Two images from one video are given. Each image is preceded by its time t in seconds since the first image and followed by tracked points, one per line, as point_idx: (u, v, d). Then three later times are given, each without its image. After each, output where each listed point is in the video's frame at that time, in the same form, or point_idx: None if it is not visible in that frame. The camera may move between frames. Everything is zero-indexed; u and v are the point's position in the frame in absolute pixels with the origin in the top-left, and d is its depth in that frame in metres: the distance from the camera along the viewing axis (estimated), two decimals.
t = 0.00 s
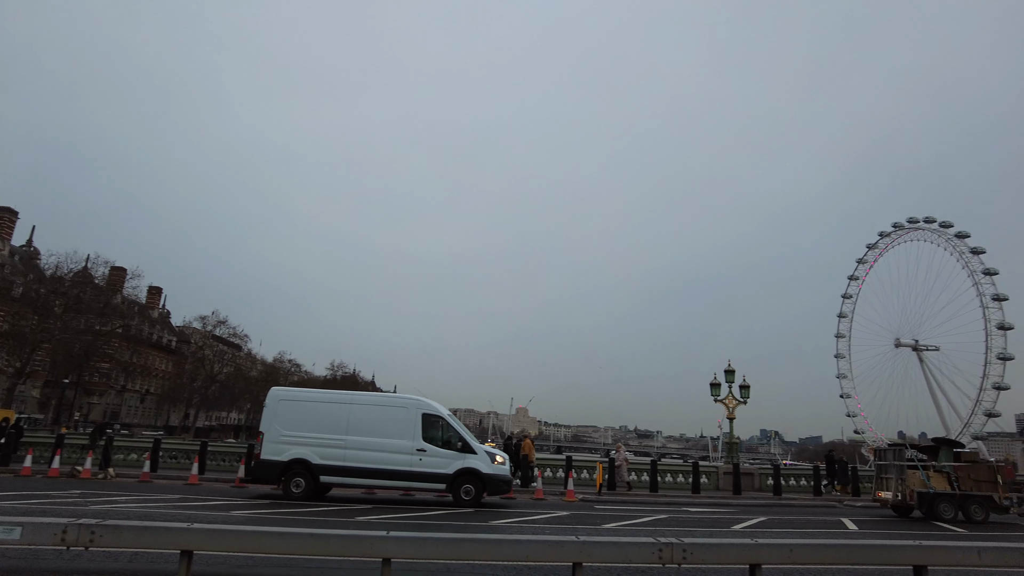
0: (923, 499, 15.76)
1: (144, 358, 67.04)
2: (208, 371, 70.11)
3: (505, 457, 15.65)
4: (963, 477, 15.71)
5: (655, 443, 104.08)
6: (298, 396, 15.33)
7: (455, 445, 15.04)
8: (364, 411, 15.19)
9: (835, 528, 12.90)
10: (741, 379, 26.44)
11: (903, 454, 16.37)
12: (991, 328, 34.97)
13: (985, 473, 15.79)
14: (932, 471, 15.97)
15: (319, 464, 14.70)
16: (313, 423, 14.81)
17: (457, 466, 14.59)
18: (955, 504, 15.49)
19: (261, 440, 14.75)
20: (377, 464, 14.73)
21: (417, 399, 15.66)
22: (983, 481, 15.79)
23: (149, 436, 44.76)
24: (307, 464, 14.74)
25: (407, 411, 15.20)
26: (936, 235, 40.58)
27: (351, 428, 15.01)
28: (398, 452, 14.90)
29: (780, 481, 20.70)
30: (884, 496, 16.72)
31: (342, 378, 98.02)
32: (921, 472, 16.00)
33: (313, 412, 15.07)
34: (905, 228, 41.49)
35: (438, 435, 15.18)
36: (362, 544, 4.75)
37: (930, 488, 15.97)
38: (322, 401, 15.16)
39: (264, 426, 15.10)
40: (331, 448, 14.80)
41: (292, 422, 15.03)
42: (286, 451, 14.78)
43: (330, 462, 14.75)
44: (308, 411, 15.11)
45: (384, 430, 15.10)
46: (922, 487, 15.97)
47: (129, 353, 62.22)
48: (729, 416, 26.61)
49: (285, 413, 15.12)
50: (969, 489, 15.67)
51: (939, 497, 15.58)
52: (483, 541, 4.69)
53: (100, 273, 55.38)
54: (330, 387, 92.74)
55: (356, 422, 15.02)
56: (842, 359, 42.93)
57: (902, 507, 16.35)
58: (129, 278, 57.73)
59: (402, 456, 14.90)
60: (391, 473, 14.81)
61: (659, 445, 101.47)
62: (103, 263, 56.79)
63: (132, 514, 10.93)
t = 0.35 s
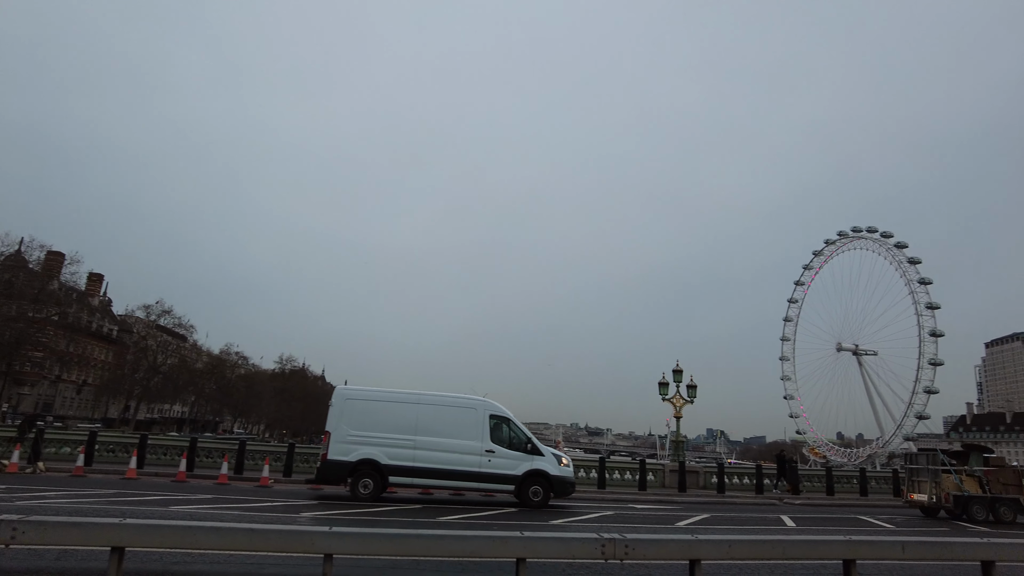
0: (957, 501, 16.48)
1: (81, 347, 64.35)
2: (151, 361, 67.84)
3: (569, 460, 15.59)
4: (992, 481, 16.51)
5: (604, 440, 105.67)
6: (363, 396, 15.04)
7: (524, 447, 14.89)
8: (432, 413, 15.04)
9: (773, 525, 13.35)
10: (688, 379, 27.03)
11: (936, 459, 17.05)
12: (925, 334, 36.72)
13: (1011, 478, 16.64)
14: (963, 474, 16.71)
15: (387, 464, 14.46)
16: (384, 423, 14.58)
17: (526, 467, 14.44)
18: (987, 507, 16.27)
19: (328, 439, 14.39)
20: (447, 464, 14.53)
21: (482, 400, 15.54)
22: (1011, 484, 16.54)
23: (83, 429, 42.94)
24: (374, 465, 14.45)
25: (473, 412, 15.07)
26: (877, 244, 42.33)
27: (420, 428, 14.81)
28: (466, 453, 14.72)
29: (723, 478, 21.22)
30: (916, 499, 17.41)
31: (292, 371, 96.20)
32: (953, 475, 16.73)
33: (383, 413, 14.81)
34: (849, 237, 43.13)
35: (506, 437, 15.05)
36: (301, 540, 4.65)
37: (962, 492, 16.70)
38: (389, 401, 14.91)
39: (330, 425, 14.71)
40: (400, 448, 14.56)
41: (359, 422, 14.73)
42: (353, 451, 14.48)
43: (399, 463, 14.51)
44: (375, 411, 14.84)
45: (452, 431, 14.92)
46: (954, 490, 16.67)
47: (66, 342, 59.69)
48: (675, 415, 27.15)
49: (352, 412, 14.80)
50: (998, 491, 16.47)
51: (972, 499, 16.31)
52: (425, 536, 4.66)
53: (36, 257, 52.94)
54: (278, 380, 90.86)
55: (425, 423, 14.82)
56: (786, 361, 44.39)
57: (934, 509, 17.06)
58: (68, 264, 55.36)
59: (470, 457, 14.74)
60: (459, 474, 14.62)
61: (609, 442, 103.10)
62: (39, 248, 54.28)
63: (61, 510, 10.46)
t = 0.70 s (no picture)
0: (981, 500, 17.21)
1: (16, 335, 61.47)
2: (93, 351, 65.38)
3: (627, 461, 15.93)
4: (1011, 481, 17.38)
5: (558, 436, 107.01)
6: (432, 397, 15.09)
7: (590, 448, 15.18)
8: (500, 414, 15.16)
9: (718, 520, 13.73)
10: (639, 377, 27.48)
11: (960, 460, 17.73)
12: (867, 336, 38.24)
13: None
14: (985, 475, 17.48)
15: (459, 464, 14.55)
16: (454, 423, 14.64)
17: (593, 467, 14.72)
18: (1008, 505, 17.11)
19: (400, 439, 14.46)
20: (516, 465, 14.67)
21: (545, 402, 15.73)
22: None
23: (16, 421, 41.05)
24: (445, 466, 14.53)
25: (540, 413, 15.26)
26: (825, 249, 43.84)
27: (490, 429, 14.94)
28: (535, 453, 14.91)
29: (672, 473, 21.68)
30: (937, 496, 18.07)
31: (242, 363, 94.03)
32: (977, 475, 17.46)
33: (454, 414, 14.90)
34: (799, 240, 44.51)
35: (571, 437, 15.30)
36: (246, 534, 4.55)
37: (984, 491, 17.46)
38: (458, 402, 14.99)
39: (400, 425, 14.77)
40: (471, 449, 14.67)
41: (429, 423, 14.79)
42: (424, 451, 14.54)
43: (470, 463, 14.62)
44: (444, 412, 14.92)
45: (518, 432, 15.08)
46: (978, 487, 17.37)
47: None
48: (628, 411, 27.53)
49: (422, 413, 14.85)
50: (1017, 490, 17.35)
51: (995, 498, 17.11)
52: (374, 531, 4.62)
53: None
54: (227, 372, 88.64)
55: (495, 424, 14.93)
56: (736, 360, 45.63)
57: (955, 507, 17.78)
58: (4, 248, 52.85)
59: (538, 457, 14.92)
60: (528, 474, 14.80)
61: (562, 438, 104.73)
62: None
63: None
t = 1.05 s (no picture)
0: (995, 494, 18.34)
1: None
2: (35, 341, 62.69)
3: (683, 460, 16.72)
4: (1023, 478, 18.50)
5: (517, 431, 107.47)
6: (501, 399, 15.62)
7: (652, 448, 15.88)
8: (570, 414, 15.77)
9: (670, 512, 14.01)
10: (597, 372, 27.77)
11: (975, 458, 18.89)
12: (818, 335, 39.43)
13: None
14: (998, 472, 18.63)
15: (532, 464, 15.04)
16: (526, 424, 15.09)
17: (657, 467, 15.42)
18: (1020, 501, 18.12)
19: (476, 440, 14.96)
20: (585, 464, 15.24)
21: (607, 404, 16.38)
22: None
23: None
24: (519, 466, 14.98)
25: (605, 414, 15.88)
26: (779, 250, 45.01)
27: (560, 429, 15.50)
28: (602, 453, 15.50)
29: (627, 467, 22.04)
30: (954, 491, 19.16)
31: (195, 355, 91.52)
32: (991, 473, 18.59)
33: (525, 414, 15.38)
34: (755, 241, 45.58)
35: (633, 438, 15.98)
36: (193, 528, 4.45)
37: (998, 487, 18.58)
38: (529, 403, 15.52)
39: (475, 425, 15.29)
40: (544, 449, 15.18)
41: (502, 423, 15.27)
42: (500, 451, 15.03)
43: (543, 463, 15.14)
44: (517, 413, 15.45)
45: (585, 433, 15.66)
46: (992, 482, 18.51)
47: None
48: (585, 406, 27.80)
49: (496, 414, 15.36)
50: None
51: (1008, 493, 18.20)
52: (324, 525, 4.56)
53: None
54: (179, 365, 86.18)
55: (566, 425, 15.48)
56: (691, 356, 46.56)
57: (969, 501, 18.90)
58: None
59: (604, 456, 15.52)
60: (596, 474, 15.40)
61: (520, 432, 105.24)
62: None
63: None
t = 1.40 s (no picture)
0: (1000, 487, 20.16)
1: None
2: None
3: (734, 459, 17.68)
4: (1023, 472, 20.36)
5: (479, 425, 107.67)
6: (571, 401, 16.38)
7: (709, 446, 16.81)
8: (634, 415, 16.61)
9: (627, 505, 14.25)
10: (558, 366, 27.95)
11: (982, 455, 20.79)
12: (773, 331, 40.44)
13: None
14: (1003, 467, 20.65)
15: (602, 462, 15.82)
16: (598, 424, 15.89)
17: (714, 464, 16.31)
18: (1023, 494, 20.10)
19: (550, 440, 15.71)
20: (651, 462, 16.09)
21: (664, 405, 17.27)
22: None
23: None
24: (591, 464, 15.76)
25: (665, 415, 16.76)
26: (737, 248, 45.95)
27: (626, 429, 16.32)
28: (664, 452, 16.37)
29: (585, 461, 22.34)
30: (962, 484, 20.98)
31: (148, 346, 88.92)
32: (996, 468, 20.44)
33: (596, 416, 16.18)
34: (714, 239, 46.44)
35: (690, 437, 16.89)
36: (140, 522, 4.29)
37: (1003, 480, 20.60)
38: (598, 405, 16.31)
39: (548, 426, 16.03)
40: (612, 448, 15.97)
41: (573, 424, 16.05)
42: (573, 451, 15.79)
43: (613, 461, 15.93)
44: (587, 414, 16.23)
45: (648, 432, 16.51)
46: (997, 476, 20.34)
47: None
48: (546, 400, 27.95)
49: (567, 415, 16.13)
50: None
51: (1011, 486, 20.10)
52: (274, 519, 4.46)
53: None
54: (131, 356, 83.64)
55: (632, 425, 16.30)
56: (651, 351, 47.27)
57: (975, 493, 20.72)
58: None
59: (666, 454, 16.40)
60: (660, 471, 16.25)
61: (482, 426, 105.44)
62: None
63: None
